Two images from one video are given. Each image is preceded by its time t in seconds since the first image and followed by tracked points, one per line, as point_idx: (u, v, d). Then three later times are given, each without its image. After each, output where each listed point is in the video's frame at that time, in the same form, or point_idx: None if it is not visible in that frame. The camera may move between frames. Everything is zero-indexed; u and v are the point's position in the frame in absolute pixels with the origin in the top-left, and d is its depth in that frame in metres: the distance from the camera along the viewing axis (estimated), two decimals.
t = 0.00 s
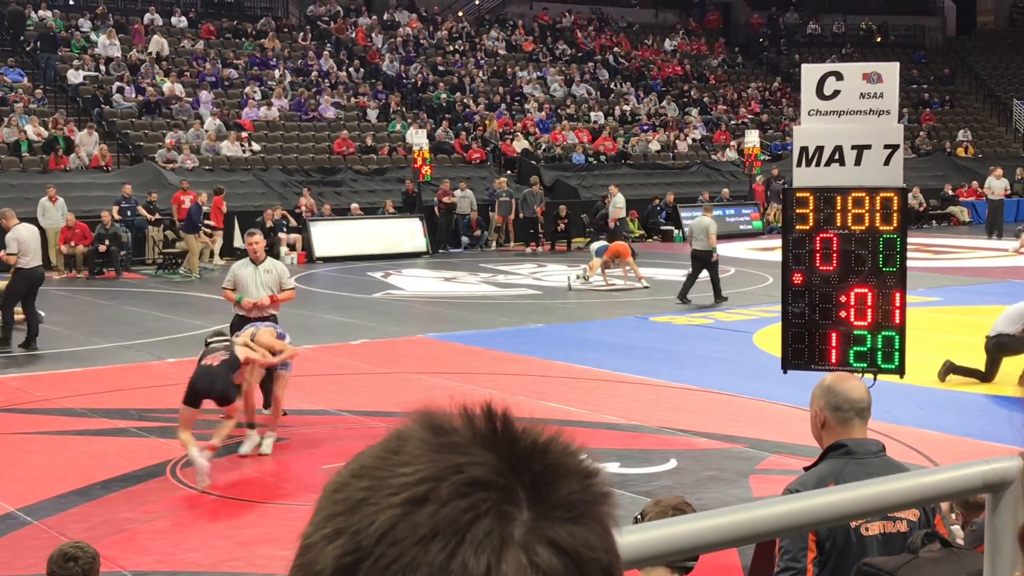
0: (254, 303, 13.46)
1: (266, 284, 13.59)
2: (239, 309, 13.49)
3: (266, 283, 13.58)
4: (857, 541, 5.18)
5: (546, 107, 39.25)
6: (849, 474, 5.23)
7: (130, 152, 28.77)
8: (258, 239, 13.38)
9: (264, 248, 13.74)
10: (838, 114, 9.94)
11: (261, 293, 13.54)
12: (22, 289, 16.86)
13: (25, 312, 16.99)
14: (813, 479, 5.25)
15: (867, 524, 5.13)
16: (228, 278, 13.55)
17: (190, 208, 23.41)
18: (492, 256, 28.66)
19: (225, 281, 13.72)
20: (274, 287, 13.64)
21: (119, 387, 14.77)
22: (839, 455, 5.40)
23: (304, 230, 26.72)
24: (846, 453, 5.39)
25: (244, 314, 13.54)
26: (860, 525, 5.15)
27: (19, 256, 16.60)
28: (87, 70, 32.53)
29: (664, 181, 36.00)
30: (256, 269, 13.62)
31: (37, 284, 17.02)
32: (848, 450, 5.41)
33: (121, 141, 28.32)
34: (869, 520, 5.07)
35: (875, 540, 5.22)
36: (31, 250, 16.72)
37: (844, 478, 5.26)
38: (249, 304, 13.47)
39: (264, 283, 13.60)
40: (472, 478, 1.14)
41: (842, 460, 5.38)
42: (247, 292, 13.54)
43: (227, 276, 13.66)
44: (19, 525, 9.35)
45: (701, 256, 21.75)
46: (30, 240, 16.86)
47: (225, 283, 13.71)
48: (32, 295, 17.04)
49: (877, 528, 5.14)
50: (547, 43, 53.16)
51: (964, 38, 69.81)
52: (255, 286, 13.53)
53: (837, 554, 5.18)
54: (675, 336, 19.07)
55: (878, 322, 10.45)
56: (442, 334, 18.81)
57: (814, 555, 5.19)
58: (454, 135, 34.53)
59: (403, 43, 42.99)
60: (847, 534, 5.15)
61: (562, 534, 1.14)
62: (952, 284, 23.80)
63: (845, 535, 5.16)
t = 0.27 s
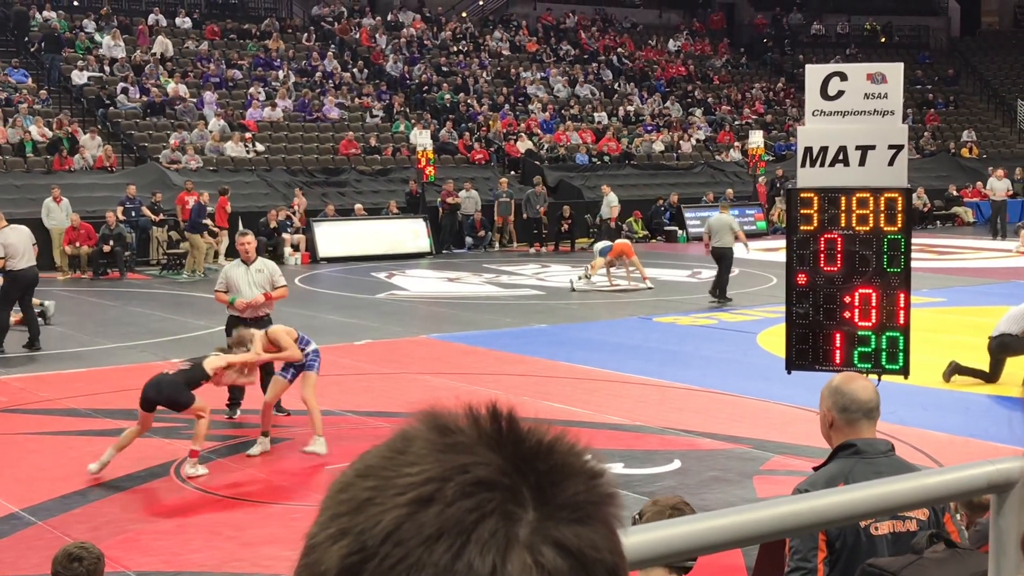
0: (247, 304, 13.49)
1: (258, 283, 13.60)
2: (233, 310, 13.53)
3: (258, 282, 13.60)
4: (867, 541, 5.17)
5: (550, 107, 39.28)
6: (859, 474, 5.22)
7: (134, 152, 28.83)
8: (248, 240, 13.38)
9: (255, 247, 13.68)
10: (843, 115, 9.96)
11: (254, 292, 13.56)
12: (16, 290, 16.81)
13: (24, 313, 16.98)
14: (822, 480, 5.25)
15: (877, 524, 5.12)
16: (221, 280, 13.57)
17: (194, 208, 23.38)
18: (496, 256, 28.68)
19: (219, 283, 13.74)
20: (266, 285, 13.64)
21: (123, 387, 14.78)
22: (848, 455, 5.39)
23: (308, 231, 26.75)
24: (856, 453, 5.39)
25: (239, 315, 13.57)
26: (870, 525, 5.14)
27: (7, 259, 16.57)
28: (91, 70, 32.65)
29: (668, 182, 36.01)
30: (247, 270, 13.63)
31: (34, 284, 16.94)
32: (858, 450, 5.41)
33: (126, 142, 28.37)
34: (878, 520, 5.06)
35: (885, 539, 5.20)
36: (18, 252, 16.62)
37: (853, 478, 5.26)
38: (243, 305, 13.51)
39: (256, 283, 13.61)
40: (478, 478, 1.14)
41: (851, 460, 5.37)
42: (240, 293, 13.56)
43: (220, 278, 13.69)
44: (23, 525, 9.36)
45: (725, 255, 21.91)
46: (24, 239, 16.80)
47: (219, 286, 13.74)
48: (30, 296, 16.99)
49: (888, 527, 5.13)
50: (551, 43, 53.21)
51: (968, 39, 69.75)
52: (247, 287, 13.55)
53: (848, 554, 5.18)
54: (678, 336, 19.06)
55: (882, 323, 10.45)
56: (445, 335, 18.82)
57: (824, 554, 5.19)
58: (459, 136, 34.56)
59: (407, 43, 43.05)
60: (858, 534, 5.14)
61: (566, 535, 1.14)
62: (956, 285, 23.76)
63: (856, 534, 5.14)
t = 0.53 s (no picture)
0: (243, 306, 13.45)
1: (251, 284, 13.57)
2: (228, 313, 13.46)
3: (251, 283, 13.56)
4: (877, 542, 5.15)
5: (555, 108, 39.28)
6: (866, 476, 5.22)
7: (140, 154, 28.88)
8: (241, 242, 13.30)
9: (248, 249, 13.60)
10: (848, 116, 9.97)
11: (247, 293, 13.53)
12: (16, 289, 16.90)
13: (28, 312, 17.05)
14: (829, 483, 5.25)
15: (886, 525, 5.10)
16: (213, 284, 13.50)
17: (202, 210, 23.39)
18: (501, 258, 28.70)
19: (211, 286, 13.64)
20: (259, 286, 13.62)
21: (129, 388, 14.81)
22: (856, 457, 5.38)
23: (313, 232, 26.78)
24: (864, 455, 5.38)
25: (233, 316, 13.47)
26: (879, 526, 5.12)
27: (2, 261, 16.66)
28: (97, 72, 32.71)
29: (673, 184, 35.97)
30: (240, 271, 13.58)
31: (35, 282, 16.99)
32: (866, 452, 5.40)
33: (131, 144, 28.42)
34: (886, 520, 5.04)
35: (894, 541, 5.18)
36: (13, 251, 16.69)
37: (862, 479, 5.25)
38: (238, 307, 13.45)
39: (249, 284, 13.57)
40: (486, 480, 1.14)
41: (859, 462, 5.37)
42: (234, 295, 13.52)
43: (213, 282, 13.61)
44: (29, 527, 9.37)
45: (746, 255, 22.01)
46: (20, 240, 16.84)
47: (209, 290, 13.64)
48: (33, 295, 17.06)
49: (897, 528, 5.11)
50: (556, 45, 53.22)
51: (974, 40, 69.64)
52: (241, 289, 13.51)
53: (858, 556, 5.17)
54: (684, 338, 19.05)
55: (888, 325, 10.41)
56: (451, 336, 18.82)
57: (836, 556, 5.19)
58: (464, 137, 34.56)
59: (413, 44, 43.07)
60: (866, 535, 5.13)
61: (575, 537, 1.14)
62: (962, 286, 23.71)
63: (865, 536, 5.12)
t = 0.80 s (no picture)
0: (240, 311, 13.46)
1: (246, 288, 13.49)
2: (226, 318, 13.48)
3: (246, 286, 13.49)
4: (884, 546, 5.13)
5: (561, 112, 39.31)
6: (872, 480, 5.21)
7: (147, 158, 28.94)
8: (241, 248, 13.29)
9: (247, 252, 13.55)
10: (854, 119, 9.92)
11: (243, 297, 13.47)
12: (25, 293, 16.92)
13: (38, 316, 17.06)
14: (835, 486, 5.25)
15: (893, 529, 5.08)
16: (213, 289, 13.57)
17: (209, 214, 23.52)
18: (508, 261, 28.71)
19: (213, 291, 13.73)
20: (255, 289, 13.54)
21: (135, 392, 14.83)
22: (863, 462, 5.38)
23: (319, 236, 26.82)
24: (871, 459, 5.37)
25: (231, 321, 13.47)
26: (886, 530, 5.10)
27: (8, 265, 16.70)
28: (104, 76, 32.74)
29: (680, 187, 35.94)
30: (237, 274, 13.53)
31: (44, 286, 17.00)
32: (872, 456, 5.40)
33: (138, 147, 28.49)
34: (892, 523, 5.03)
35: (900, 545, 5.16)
36: (20, 255, 16.72)
37: (867, 483, 5.25)
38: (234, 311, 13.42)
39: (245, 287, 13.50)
40: (495, 483, 1.15)
41: (866, 466, 5.36)
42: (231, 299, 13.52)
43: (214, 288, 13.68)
44: (35, 530, 9.39)
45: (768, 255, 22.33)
46: (26, 243, 16.86)
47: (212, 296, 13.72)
48: (43, 298, 17.07)
49: (904, 532, 5.09)
50: (561, 49, 53.27)
51: (981, 43, 69.58)
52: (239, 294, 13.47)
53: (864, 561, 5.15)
54: (690, 341, 19.05)
55: (894, 328, 10.39)
56: (456, 340, 18.84)
57: (839, 561, 5.18)
58: (471, 140, 34.60)
59: (419, 48, 43.15)
60: (873, 539, 5.11)
61: (584, 540, 1.15)
62: (968, 289, 23.67)
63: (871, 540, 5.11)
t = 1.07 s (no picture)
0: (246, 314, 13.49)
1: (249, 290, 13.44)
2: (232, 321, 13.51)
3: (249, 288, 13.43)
4: (888, 553, 5.12)
5: (566, 116, 39.32)
6: (879, 486, 5.21)
7: (153, 162, 28.99)
8: (244, 251, 13.26)
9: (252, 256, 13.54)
10: (859, 122, 9.85)
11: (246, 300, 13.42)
12: (33, 297, 16.96)
13: (45, 320, 17.11)
14: (843, 491, 5.24)
15: (898, 537, 5.07)
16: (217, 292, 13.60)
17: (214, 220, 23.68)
18: (514, 264, 28.72)
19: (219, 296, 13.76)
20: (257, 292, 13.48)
21: (141, 396, 14.86)
22: (871, 468, 5.37)
23: (325, 239, 26.84)
24: (879, 466, 5.37)
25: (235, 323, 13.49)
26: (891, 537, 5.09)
27: (16, 270, 16.72)
28: (110, 80, 32.80)
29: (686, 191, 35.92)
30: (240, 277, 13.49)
31: (51, 289, 17.05)
32: (881, 463, 5.39)
33: (144, 152, 28.55)
34: (897, 531, 5.02)
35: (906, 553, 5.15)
36: (26, 261, 16.75)
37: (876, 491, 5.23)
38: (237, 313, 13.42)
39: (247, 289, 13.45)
40: (503, 486, 1.15)
41: (874, 473, 5.35)
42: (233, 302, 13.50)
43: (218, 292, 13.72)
44: (42, 534, 9.41)
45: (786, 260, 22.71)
46: (32, 248, 16.88)
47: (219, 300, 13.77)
48: (51, 301, 17.11)
49: (910, 541, 5.08)
50: (567, 52, 53.28)
51: (987, 46, 69.48)
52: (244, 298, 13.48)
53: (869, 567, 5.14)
54: (696, 344, 19.03)
55: (900, 332, 10.40)
56: (462, 343, 18.84)
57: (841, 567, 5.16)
58: (476, 144, 34.61)
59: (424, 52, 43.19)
60: (878, 545, 5.10)
61: (592, 544, 1.15)
62: (975, 292, 23.63)
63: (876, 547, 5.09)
